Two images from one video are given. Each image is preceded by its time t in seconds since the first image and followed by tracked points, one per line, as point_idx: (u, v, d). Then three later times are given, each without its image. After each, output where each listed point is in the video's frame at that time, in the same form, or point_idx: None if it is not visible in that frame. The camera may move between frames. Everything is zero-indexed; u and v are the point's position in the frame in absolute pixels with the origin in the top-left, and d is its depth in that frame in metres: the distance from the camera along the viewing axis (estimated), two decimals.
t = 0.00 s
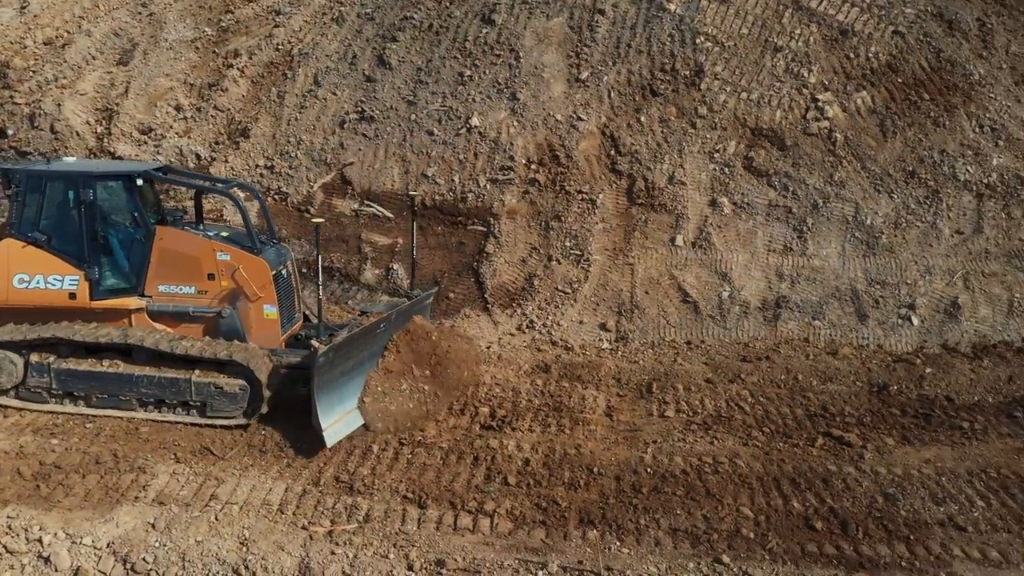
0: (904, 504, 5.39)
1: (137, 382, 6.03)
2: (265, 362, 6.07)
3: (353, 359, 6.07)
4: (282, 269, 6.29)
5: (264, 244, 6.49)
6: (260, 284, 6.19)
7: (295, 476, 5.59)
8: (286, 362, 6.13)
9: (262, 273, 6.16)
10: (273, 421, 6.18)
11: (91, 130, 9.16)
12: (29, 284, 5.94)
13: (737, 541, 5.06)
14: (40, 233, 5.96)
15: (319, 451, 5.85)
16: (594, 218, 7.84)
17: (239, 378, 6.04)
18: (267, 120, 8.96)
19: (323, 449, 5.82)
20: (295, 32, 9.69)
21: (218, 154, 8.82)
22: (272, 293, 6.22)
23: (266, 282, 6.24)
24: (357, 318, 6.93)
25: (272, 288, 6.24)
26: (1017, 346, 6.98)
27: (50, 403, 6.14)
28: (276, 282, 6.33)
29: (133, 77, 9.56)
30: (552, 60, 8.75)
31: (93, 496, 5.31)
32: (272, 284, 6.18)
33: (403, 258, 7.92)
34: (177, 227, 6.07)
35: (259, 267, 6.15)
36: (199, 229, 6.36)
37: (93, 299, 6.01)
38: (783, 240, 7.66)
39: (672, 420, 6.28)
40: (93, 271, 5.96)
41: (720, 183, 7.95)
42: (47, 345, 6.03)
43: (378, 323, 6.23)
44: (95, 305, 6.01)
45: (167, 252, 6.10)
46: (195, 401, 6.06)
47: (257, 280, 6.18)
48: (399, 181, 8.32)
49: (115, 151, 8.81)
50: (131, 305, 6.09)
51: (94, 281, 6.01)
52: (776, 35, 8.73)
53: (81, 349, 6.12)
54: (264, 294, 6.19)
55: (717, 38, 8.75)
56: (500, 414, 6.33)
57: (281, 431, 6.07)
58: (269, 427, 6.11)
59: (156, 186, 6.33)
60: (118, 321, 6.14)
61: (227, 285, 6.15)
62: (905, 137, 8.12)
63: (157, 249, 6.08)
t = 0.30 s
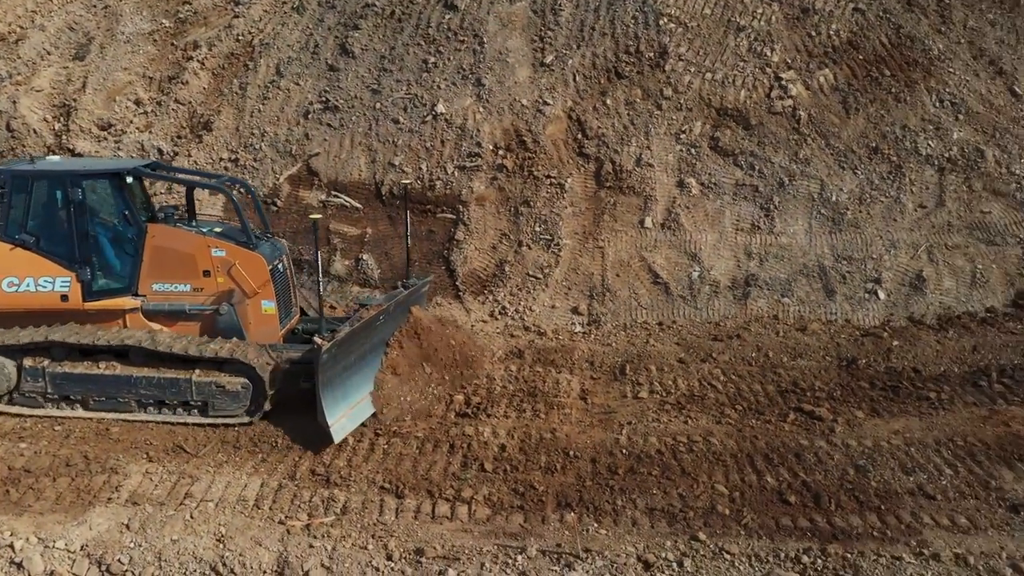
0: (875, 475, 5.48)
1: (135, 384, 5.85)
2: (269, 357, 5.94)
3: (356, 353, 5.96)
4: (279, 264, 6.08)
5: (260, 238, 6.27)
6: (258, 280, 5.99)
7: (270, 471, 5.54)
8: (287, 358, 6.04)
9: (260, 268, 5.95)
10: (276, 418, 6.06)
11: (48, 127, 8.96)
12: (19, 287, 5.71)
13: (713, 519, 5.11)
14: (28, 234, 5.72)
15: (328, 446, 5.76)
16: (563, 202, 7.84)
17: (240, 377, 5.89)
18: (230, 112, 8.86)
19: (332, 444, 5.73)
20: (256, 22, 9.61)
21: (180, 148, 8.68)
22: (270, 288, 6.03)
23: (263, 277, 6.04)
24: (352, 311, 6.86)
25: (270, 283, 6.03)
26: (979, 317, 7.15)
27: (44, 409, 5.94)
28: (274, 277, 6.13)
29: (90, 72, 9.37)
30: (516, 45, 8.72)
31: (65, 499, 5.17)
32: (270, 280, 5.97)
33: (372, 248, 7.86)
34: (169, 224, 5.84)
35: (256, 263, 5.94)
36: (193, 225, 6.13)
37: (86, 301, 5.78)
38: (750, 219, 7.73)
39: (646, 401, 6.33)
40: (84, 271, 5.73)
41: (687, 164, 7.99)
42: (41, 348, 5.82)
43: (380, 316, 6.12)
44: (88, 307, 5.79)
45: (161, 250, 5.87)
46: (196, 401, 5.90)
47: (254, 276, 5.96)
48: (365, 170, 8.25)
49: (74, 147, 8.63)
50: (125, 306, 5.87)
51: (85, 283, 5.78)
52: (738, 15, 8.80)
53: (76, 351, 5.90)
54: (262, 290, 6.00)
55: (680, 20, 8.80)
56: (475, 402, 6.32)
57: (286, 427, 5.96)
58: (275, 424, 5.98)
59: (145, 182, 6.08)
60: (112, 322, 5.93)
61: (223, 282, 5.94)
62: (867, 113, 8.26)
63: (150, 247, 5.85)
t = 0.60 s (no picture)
0: (847, 448, 5.56)
1: (135, 386, 5.70)
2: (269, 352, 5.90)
3: (359, 350, 5.91)
4: (277, 259, 5.97)
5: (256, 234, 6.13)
6: (256, 276, 5.87)
7: (246, 467, 5.47)
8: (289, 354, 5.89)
9: (258, 264, 5.83)
10: (280, 414, 5.97)
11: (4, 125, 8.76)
12: (11, 289, 5.55)
13: (689, 497, 5.16)
14: (18, 235, 5.55)
15: (334, 443, 5.67)
16: (532, 187, 7.83)
17: (243, 376, 5.77)
18: (192, 106, 8.73)
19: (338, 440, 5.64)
20: (215, 14, 9.48)
21: (142, 143, 8.55)
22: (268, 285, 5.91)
23: (261, 272, 5.92)
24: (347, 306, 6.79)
25: (268, 279, 5.92)
26: (944, 289, 7.28)
27: (42, 412, 5.79)
28: (272, 273, 6.01)
29: (46, 68, 9.18)
30: (480, 31, 8.68)
31: (36, 503, 5.06)
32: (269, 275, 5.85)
33: (342, 239, 7.79)
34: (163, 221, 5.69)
35: (254, 259, 5.82)
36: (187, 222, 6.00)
37: (81, 302, 5.63)
38: (718, 199, 7.78)
39: (620, 382, 6.36)
40: (78, 271, 5.59)
41: (654, 146, 8.02)
42: (37, 351, 5.66)
43: (379, 311, 6.10)
44: (83, 308, 5.64)
45: (156, 248, 5.74)
46: (199, 400, 5.77)
47: (252, 272, 5.85)
48: (332, 161, 8.18)
49: (33, 145, 8.45)
50: (121, 306, 5.73)
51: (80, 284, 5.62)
52: None
53: (73, 353, 5.74)
54: (261, 286, 5.88)
55: (643, 2, 8.83)
56: (450, 390, 6.30)
57: (291, 423, 5.88)
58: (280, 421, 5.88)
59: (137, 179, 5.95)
60: (109, 322, 5.79)
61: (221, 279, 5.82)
62: (830, 91, 8.35)
63: (145, 245, 5.71)
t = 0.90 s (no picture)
0: (816, 422, 5.65)
1: (132, 390, 5.60)
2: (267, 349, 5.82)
3: (361, 344, 5.86)
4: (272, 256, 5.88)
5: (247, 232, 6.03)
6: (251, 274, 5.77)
7: (218, 466, 5.38)
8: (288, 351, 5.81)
9: (254, 263, 5.74)
10: (281, 412, 5.88)
11: None
12: None
13: (663, 477, 5.20)
14: (4, 240, 5.35)
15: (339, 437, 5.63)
16: (497, 174, 7.81)
17: (243, 376, 5.70)
18: (148, 103, 8.59)
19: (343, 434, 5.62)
20: (168, 8, 9.31)
21: (99, 143, 8.39)
22: (264, 283, 5.83)
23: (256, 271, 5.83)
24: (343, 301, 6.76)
25: (264, 276, 5.82)
26: (906, 262, 7.41)
27: (35, 419, 5.66)
28: (267, 271, 5.93)
29: None
30: (439, 18, 8.62)
31: (4, 513, 4.93)
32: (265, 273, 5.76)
33: (307, 233, 7.70)
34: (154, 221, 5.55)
35: (249, 258, 5.73)
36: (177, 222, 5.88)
37: (71, 306, 5.45)
38: (682, 180, 7.83)
39: (591, 366, 6.39)
40: (69, 275, 5.41)
41: (618, 129, 8.04)
42: (28, 358, 5.51)
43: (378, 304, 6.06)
44: (75, 313, 5.48)
45: (148, 249, 5.59)
46: (197, 402, 5.69)
47: (248, 270, 5.75)
48: (295, 155, 8.10)
49: None
50: (114, 309, 5.58)
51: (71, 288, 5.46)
52: None
53: (66, 359, 5.61)
54: (257, 285, 5.79)
55: None
56: (422, 381, 6.27)
57: (293, 421, 5.80)
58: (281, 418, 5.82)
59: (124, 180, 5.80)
60: (101, 326, 5.63)
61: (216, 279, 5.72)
62: (789, 70, 8.43)
63: (137, 246, 5.56)
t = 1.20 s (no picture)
0: (786, 405, 5.73)
1: (131, 398, 5.43)
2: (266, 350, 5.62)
3: (361, 339, 5.71)
4: (268, 256, 5.64)
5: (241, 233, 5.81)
6: (246, 276, 5.54)
7: (190, 474, 5.27)
8: (286, 350, 5.63)
9: (249, 266, 5.52)
10: (280, 413, 5.80)
11: None
12: None
13: (638, 466, 5.23)
14: None
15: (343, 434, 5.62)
16: (462, 170, 7.79)
17: (244, 379, 5.53)
18: (105, 108, 8.45)
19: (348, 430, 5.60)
20: (122, 10, 9.15)
21: (55, 150, 8.24)
22: (261, 285, 5.60)
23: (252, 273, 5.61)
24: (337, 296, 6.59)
25: (259, 278, 5.59)
26: (869, 244, 7.52)
27: (34, 432, 5.48)
28: (263, 272, 5.71)
29: None
30: (398, 14, 8.56)
31: None
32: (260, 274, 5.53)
33: (273, 235, 7.61)
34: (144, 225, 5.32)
35: (244, 260, 5.51)
36: (169, 224, 5.64)
37: (64, 317, 5.25)
38: (647, 169, 7.87)
39: (563, 358, 6.41)
40: (60, 285, 5.19)
41: (582, 121, 8.05)
42: (23, 371, 5.33)
43: (377, 297, 5.87)
44: (66, 324, 5.27)
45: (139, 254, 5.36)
46: (198, 407, 5.52)
47: (244, 273, 5.53)
48: (257, 157, 8.02)
49: None
50: (106, 317, 5.36)
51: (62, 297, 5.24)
52: None
53: (61, 370, 5.39)
54: (253, 287, 5.57)
55: None
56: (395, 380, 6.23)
57: (293, 421, 5.72)
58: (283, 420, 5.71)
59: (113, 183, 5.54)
60: (94, 335, 5.41)
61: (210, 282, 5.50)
62: (748, 57, 8.50)
63: (128, 251, 5.33)
